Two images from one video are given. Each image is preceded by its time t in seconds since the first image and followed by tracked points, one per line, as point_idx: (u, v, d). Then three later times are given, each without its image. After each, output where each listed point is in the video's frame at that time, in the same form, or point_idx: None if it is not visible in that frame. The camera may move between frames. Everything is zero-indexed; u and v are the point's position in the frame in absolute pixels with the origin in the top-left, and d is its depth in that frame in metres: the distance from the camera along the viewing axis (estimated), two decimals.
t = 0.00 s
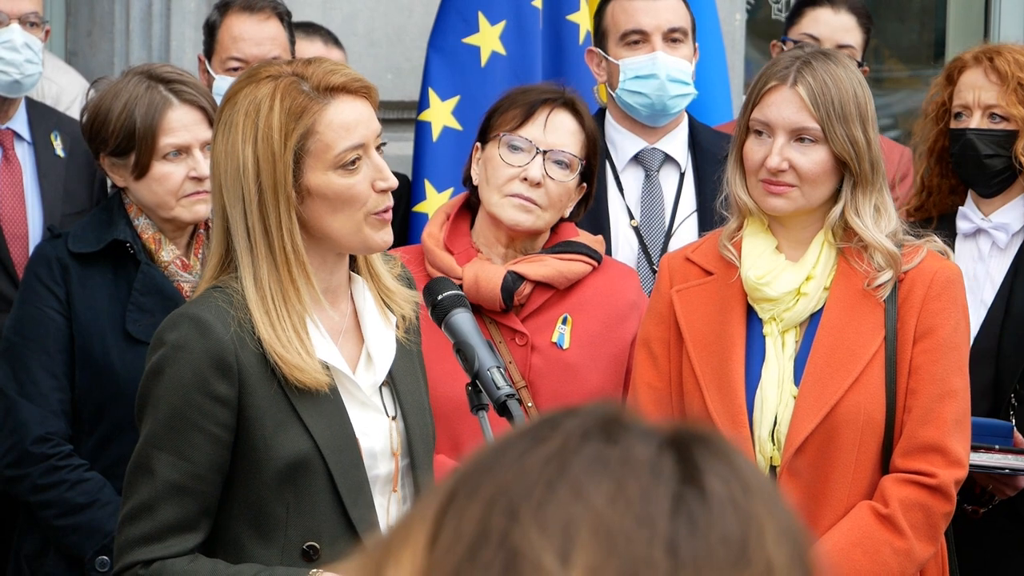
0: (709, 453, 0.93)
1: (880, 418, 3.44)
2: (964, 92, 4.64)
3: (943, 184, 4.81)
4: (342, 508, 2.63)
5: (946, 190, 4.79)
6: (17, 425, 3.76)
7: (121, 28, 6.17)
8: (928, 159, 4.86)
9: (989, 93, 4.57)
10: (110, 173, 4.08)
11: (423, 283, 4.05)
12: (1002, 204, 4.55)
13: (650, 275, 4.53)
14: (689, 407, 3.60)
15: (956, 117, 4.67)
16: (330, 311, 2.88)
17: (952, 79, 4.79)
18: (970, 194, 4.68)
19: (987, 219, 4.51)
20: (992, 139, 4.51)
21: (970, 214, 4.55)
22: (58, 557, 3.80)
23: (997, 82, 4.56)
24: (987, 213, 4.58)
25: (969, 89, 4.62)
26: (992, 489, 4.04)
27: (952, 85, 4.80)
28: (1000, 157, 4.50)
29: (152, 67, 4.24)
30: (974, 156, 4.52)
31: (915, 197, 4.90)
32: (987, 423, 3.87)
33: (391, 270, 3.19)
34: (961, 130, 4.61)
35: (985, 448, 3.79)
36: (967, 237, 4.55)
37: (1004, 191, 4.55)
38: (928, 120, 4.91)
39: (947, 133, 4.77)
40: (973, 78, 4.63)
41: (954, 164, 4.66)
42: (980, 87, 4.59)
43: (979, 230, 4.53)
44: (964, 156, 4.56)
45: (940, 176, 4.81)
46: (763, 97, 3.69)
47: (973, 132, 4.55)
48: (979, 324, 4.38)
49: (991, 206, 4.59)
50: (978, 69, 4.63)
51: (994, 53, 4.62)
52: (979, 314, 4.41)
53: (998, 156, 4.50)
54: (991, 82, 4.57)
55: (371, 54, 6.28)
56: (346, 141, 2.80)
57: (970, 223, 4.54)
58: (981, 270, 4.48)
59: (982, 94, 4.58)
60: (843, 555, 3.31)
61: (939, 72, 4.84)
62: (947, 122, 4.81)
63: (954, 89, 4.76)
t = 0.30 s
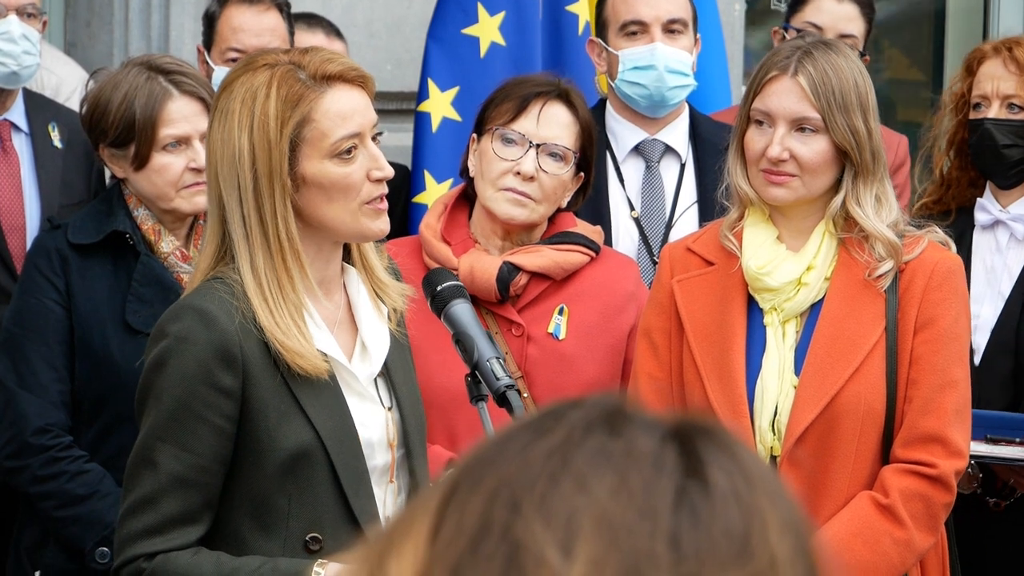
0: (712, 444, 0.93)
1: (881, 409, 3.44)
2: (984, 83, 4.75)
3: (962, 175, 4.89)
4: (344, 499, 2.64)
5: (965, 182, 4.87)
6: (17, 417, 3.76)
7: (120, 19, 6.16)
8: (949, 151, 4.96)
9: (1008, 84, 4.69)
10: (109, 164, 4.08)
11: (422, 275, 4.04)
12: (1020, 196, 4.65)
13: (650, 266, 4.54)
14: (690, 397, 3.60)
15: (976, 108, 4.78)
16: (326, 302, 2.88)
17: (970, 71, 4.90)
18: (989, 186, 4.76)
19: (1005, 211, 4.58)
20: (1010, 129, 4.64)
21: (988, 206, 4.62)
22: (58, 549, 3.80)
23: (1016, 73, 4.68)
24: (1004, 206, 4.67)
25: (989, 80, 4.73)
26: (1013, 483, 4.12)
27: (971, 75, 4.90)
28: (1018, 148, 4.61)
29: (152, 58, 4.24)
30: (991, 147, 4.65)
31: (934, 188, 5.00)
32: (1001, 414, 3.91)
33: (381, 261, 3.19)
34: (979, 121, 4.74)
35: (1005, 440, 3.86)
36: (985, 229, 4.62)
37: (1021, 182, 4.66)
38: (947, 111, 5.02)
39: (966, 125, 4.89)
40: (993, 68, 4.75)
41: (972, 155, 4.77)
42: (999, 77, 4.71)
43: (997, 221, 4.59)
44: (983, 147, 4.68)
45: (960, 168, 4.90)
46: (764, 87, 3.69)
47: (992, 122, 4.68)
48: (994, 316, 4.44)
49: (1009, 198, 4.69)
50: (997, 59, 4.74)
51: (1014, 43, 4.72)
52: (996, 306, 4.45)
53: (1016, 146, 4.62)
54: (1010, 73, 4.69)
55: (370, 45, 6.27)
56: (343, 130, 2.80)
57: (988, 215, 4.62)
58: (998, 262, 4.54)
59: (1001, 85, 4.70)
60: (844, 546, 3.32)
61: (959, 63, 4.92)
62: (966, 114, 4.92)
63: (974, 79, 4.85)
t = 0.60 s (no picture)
0: (715, 438, 0.93)
1: (885, 402, 3.43)
2: (995, 79, 4.75)
3: (967, 167, 4.90)
4: (344, 494, 2.64)
5: (970, 173, 4.87)
6: (19, 411, 3.76)
7: (122, 13, 6.16)
8: (954, 142, 4.97)
9: (1020, 80, 4.69)
10: (111, 158, 4.07)
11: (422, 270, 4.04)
12: None
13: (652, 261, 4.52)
14: (694, 391, 3.60)
15: (985, 104, 4.78)
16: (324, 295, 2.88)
17: (981, 65, 4.92)
18: (993, 179, 4.75)
19: (1010, 205, 4.59)
20: (1019, 127, 4.63)
21: (992, 200, 4.62)
22: (60, 544, 3.79)
23: None
24: (1008, 199, 4.65)
25: (1001, 76, 4.73)
26: None
27: (982, 70, 4.92)
28: None
29: (153, 52, 4.23)
30: (1003, 145, 4.62)
31: (939, 179, 4.99)
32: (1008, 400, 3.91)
33: (371, 254, 3.18)
34: (990, 117, 4.72)
35: None
36: (989, 223, 4.62)
37: None
38: (956, 105, 5.04)
39: (974, 119, 4.91)
40: (1005, 64, 4.74)
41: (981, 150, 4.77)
42: (1011, 74, 4.70)
43: (1002, 215, 4.59)
44: (993, 143, 4.67)
45: (965, 160, 4.90)
46: (768, 80, 3.68)
47: (1002, 120, 4.66)
48: (996, 311, 4.43)
49: (1014, 192, 4.65)
50: (1010, 55, 4.75)
51: None
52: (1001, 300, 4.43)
53: None
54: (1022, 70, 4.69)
55: (372, 39, 6.27)
56: (350, 124, 2.80)
57: (992, 208, 4.62)
58: (1002, 255, 4.53)
59: (1013, 82, 4.70)
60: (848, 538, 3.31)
61: (969, 58, 4.93)
62: (975, 108, 4.93)
63: (985, 74, 4.87)
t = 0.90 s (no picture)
0: (729, 435, 0.92)
1: (895, 398, 3.43)
2: (1003, 77, 4.73)
3: (967, 161, 4.89)
4: (343, 495, 2.64)
5: (970, 167, 4.86)
6: (28, 407, 3.77)
7: (131, 10, 6.16)
8: (953, 134, 4.95)
9: None
10: (120, 153, 4.08)
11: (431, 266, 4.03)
12: None
13: (663, 257, 4.53)
14: (705, 387, 3.59)
15: (992, 101, 4.76)
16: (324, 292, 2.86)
17: (986, 62, 4.88)
18: (994, 173, 4.74)
19: (1010, 200, 4.58)
20: None
21: (993, 194, 4.62)
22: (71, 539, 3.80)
23: None
24: (1011, 194, 4.64)
25: (1010, 74, 4.71)
26: None
27: (986, 67, 4.88)
28: None
29: (163, 47, 4.24)
30: (1014, 143, 4.60)
31: (938, 172, 4.99)
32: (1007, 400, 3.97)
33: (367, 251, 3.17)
34: (1001, 116, 4.68)
35: None
36: (991, 218, 4.63)
37: None
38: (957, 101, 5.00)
39: (976, 114, 4.87)
40: (1012, 63, 4.72)
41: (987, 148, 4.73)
42: (1020, 72, 4.69)
43: (1003, 210, 4.60)
44: (1002, 143, 4.64)
45: (964, 154, 4.89)
46: (779, 75, 3.67)
47: (1014, 120, 4.62)
48: (998, 307, 4.43)
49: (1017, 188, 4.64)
50: (1018, 53, 4.73)
51: None
52: (1001, 296, 4.46)
53: None
54: None
55: (380, 35, 6.27)
56: (382, 130, 2.78)
57: (993, 203, 4.62)
58: (1003, 251, 4.54)
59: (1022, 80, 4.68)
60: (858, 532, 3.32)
61: (973, 54, 4.90)
62: (978, 105, 4.89)
63: (990, 71, 4.83)
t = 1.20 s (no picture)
0: (735, 439, 0.93)
1: (901, 404, 3.43)
2: (999, 84, 4.71)
3: (963, 167, 4.86)
4: (343, 505, 2.63)
5: (966, 172, 4.84)
6: (35, 412, 3.78)
7: (137, 16, 6.18)
8: (950, 142, 4.90)
9: None
10: (127, 159, 4.09)
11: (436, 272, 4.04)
12: None
13: (669, 262, 4.53)
14: (711, 392, 3.60)
15: (988, 109, 4.75)
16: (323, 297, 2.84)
17: (982, 68, 4.83)
18: (991, 181, 4.74)
19: (1006, 207, 4.61)
20: None
21: (988, 202, 4.65)
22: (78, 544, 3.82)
23: None
24: (1005, 202, 4.66)
25: (1005, 82, 4.69)
26: None
27: (983, 73, 4.83)
28: None
29: (169, 53, 4.25)
30: (1008, 151, 4.61)
31: (935, 177, 4.96)
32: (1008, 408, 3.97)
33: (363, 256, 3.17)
34: (995, 124, 4.68)
35: None
36: (986, 225, 4.64)
37: None
38: (953, 108, 4.95)
39: (973, 121, 4.82)
40: (1008, 70, 4.70)
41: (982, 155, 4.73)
42: (1016, 80, 4.67)
43: (999, 217, 4.62)
44: (996, 150, 4.65)
45: (961, 160, 4.86)
46: (785, 82, 3.67)
47: (1008, 127, 4.63)
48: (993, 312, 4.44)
49: (1011, 195, 4.67)
50: (1014, 60, 4.70)
51: None
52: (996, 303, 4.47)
53: None
54: None
55: (386, 40, 6.28)
56: (399, 138, 2.85)
57: (989, 210, 4.64)
58: (998, 258, 4.56)
59: (1018, 88, 4.67)
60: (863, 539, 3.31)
61: (970, 60, 4.85)
62: (974, 111, 4.85)
63: (986, 79, 4.79)
